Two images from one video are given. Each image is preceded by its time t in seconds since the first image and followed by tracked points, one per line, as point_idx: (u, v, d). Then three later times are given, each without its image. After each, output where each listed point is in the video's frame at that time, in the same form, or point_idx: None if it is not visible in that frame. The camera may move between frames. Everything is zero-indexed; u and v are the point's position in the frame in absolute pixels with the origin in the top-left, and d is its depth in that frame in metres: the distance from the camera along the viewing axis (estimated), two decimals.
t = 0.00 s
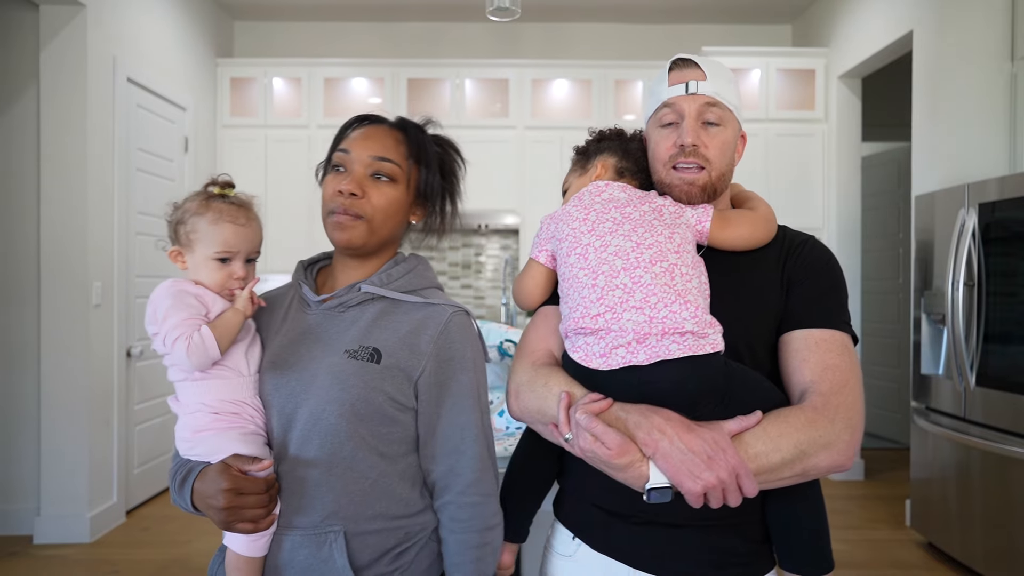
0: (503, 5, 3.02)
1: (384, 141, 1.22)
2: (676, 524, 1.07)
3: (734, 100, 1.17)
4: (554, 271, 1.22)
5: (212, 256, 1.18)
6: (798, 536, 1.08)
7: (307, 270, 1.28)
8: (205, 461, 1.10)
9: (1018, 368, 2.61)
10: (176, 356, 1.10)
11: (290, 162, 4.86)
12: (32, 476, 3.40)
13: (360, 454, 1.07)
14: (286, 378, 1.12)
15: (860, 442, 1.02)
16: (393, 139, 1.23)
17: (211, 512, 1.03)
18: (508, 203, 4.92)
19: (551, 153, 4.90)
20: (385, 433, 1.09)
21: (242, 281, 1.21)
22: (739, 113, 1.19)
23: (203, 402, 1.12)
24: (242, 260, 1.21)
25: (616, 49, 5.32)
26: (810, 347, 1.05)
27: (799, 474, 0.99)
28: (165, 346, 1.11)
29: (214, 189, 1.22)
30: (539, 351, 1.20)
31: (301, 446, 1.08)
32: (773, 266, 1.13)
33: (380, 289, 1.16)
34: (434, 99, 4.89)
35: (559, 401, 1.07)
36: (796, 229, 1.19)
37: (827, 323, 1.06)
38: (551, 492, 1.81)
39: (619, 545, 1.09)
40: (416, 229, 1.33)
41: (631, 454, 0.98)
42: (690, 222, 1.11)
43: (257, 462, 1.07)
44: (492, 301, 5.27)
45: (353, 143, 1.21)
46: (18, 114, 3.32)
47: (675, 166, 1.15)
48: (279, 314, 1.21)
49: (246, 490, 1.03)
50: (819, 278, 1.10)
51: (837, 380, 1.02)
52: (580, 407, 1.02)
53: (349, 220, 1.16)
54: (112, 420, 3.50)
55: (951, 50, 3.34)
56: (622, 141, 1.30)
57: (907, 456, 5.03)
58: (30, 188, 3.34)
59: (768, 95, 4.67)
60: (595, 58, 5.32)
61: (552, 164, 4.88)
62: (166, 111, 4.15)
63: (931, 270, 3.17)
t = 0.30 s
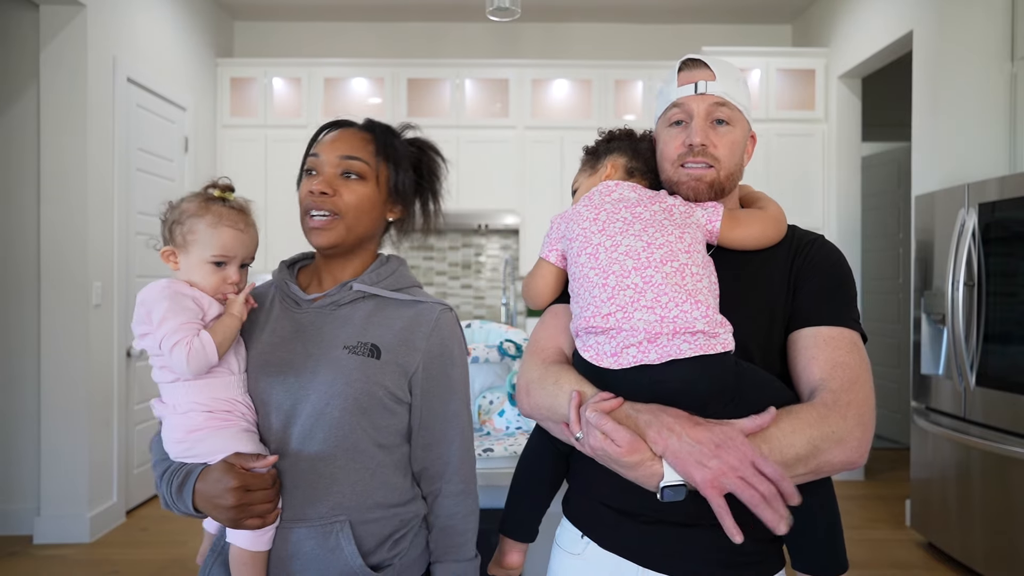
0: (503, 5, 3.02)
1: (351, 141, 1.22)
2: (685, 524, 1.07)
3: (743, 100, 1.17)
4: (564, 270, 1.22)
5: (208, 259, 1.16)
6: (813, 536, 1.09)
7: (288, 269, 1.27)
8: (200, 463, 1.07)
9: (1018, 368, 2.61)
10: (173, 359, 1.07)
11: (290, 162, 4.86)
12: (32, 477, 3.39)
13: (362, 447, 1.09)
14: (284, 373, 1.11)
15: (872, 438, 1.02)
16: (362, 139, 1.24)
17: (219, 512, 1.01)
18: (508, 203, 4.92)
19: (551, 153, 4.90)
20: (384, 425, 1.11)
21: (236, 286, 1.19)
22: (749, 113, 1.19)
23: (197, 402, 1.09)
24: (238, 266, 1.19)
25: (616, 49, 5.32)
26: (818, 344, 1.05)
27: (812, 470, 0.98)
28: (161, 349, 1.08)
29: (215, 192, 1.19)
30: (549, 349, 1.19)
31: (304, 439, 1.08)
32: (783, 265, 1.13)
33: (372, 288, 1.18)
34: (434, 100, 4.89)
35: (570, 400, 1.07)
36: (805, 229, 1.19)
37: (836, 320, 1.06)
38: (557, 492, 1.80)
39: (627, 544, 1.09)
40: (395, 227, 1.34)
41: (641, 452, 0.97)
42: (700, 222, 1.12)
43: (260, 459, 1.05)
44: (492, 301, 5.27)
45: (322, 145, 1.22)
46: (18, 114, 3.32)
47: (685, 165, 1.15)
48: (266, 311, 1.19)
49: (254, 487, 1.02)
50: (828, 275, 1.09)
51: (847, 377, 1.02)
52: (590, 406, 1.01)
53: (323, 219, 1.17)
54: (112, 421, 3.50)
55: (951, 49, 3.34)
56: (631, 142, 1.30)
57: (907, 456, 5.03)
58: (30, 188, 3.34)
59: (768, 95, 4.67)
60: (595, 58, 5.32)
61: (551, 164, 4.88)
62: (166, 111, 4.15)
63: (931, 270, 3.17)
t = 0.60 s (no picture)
0: (503, 5, 3.02)
1: (349, 147, 1.21)
2: (683, 521, 1.06)
3: (752, 102, 1.16)
4: (570, 268, 1.22)
5: (212, 263, 1.15)
6: (808, 539, 1.08)
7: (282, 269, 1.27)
8: (202, 463, 1.07)
9: (1018, 368, 2.60)
10: (174, 362, 1.07)
11: (289, 162, 4.86)
12: (31, 477, 3.39)
13: (361, 445, 1.09)
14: (282, 373, 1.11)
15: (872, 441, 1.01)
16: (359, 144, 1.23)
17: (224, 510, 1.00)
18: (508, 203, 4.92)
19: (551, 153, 4.90)
20: (381, 423, 1.11)
21: (240, 290, 1.18)
22: (759, 116, 1.18)
23: (200, 402, 1.09)
24: (242, 270, 1.19)
25: (616, 49, 5.32)
26: (820, 347, 1.05)
27: (813, 472, 0.98)
28: (163, 351, 1.08)
29: (223, 195, 1.18)
30: (551, 346, 1.19)
31: (304, 439, 1.08)
32: (787, 267, 1.12)
33: (367, 288, 1.17)
34: (434, 100, 4.89)
35: (572, 398, 1.07)
36: (810, 232, 1.19)
37: (838, 323, 1.05)
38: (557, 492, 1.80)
39: (625, 540, 1.09)
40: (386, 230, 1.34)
41: (640, 450, 0.97)
42: (706, 224, 1.12)
43: (266, 457, 1.05)
44: (492, 301, 5.27)
45: (319, 150, 1.21)
46: (18, 114, 3.32)
47: (691, 166, 1.15)
48: (265, 310, 1.18)
49: (259, 484, 1.02)
50: (831, 278, 1.09)
51: (849, 380, 1.01)
52: (592, 403, 1.02)
53: (326, 225, 1.17)
54: (112, 421, 3.50)
55: (951, 49, 3.34)
56: (640, 141, 1.30)
57: (907, 456, 5.02)
58: (30, 188, 3.34)
59: (768, 95, 4.67)
60: (595, 58, 5.31)
61: (551, 164, 4.88)
62: (166, 111, 4.15)
63: (931, 270, 3.17)
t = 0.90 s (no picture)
0: (503, 5, 3.02)
1: (367, 154, 1.21)
2: (678, 518, 1.07)
3: (755, 107, 1.16)
4: (571, 267, 1.22)
5: (209, 266, 1.16)
6: (804, 536, 1.08)
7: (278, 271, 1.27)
8: (200, 466, 1.07)
9: (1018, 368, 2.61)
10: (168, 365, 1.07)
11: (289, 162, 4.86)
12: (32, 476, 3.39)
13: (362, 448, 1.09)
14: (283, 376, 1.11)
15: (867, 442, 1.02)
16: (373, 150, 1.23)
17: (224, 514, 1.00)
18: (508, 203, 4.92)
19: (551, 153, 4.90)
20: (381, 425, 1.11)
21: (234, 293, 1.19)
22: (760, 119, 1.18)
23: (196, 405, 1.09)
24: (237, 273, 1.19)
25: (617, 49, 5.32)
26: (817, 349, 1.05)
27: (807, 473, 0.99)
28: (155, 355, 1.08)
29: (220, 199, 1.19)
30: (550, 344, 1.19)
31: (305, 440, 1.08)
32: (786, 270, 1.12)
33: (365, 291, 1.16)
34: (434, 99, 4.89)
35: (570, 396, 1.07)
36: (811, 235, 1.19)
37: (836, 326, 1.06)
38: (554, 492, 1.80)
39: (621, 537, 1.09)
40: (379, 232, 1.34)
41: (636, 448, 0.97)
42: (707, 225, 1.12)
43: (262, 461, 1.04)
44: (492, 301, 5.28)
45: (336, 154, 1.20)
46: (18, 114, 3.32)
47: (692, 170, 1.15)
48: (263, 313, 1.18)
49: (259, 487, 1.02)
50: (830, 281, 1.09)
51: (845, 382, 1.02)
52: (590, 401, 1.02)
53: (344, 231, 1.17)
54: (113, 421, 3.50)
55: (951, 51, 3.34)
56: (643, 142, 1.30)
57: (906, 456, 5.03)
58: (30, 188, 3.34)
59: (768, 95, 4.67)
60: (595, 57, 5.31)
61: (552, 164, 4.89)
62: (166, 111, 4.14)
63: (931, 270, 3.17)
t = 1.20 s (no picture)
0: (503, 5, 3.01)
1: (376, 155, 1.21)
2: (677, 517, 1.07)
3: (751, 107, 1.16)
4: (570, 268, 1.22)
5: (213, 269, 1.16)
6: (803, 535, 1.08)
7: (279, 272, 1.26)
8: (202, 469, 1.07)
9: (1019, 368, 2.60)
10: (170, 368, 1.07)
11: (289, 163, 4.86)
12: (31, 476, 3.39)
13: (366, 450, 1.09)
14: (285, 378, 1.11)
15: (866, 441, 1.02)
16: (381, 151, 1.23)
17: (224, 519, 1.01)
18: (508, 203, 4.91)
19: (550, 153, 4.90)
20: (386, 426, 1.11)
21: (238, 296, 1.19)
22: (757, 119, 1.18)
23: (198, 408, 1.09)
24: (242, 277, 1.19)
25: (616, 49, 5.32)
26: (815, 349, 1.05)
27: (806, 471, 0.98)
28: (157, 358, 1.08)
29: (225, 201, 1.19)
30: (549, 345, 1.19)
31: (308, 443, 1.08)
32: (784, 270, 1.12)
33: (368, 292, 1.16)
34: (434, 99, 4.89)
35: (569, 396, 1.07)
36: (808, 235, 1.19)
37: (834, 326, 1.06)
38: (553, 492, 1.80)
39: (620, 536, 1.09)
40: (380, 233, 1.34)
41: (635, 448, 0.97)
42: (705, 227, 1.12)
43: (264, 465, 1.04)
44: (492, 301, 5.28)
45: (344, 154, 1.20)
46: (18, 114, 3.32)
47: (689, 171, 1.15)
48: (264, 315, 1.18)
49: (259, 492, 1.02)
50: (827, 281, 1.09)
51: (842, 382, 1.02)
52: (590, 401, 1.02)
53: (350, 231, 1.17)
54: (113, 421, 3.50)
55: (950, 51, 3.34)
56: (641, 144, 1.30)
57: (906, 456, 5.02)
58: (30, 188, 3.34)
59: (768, 95, 4.66)
60: (595, 58, 5.31)
61: (552, 165, 4.89)
62: (167, 111, 4.15)
63: (931, 270, 3.17)
